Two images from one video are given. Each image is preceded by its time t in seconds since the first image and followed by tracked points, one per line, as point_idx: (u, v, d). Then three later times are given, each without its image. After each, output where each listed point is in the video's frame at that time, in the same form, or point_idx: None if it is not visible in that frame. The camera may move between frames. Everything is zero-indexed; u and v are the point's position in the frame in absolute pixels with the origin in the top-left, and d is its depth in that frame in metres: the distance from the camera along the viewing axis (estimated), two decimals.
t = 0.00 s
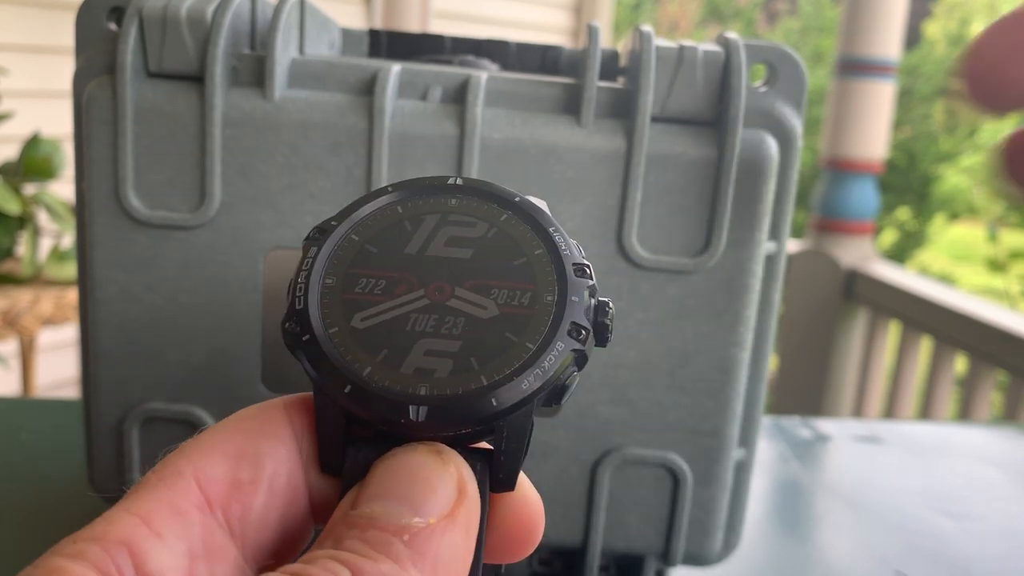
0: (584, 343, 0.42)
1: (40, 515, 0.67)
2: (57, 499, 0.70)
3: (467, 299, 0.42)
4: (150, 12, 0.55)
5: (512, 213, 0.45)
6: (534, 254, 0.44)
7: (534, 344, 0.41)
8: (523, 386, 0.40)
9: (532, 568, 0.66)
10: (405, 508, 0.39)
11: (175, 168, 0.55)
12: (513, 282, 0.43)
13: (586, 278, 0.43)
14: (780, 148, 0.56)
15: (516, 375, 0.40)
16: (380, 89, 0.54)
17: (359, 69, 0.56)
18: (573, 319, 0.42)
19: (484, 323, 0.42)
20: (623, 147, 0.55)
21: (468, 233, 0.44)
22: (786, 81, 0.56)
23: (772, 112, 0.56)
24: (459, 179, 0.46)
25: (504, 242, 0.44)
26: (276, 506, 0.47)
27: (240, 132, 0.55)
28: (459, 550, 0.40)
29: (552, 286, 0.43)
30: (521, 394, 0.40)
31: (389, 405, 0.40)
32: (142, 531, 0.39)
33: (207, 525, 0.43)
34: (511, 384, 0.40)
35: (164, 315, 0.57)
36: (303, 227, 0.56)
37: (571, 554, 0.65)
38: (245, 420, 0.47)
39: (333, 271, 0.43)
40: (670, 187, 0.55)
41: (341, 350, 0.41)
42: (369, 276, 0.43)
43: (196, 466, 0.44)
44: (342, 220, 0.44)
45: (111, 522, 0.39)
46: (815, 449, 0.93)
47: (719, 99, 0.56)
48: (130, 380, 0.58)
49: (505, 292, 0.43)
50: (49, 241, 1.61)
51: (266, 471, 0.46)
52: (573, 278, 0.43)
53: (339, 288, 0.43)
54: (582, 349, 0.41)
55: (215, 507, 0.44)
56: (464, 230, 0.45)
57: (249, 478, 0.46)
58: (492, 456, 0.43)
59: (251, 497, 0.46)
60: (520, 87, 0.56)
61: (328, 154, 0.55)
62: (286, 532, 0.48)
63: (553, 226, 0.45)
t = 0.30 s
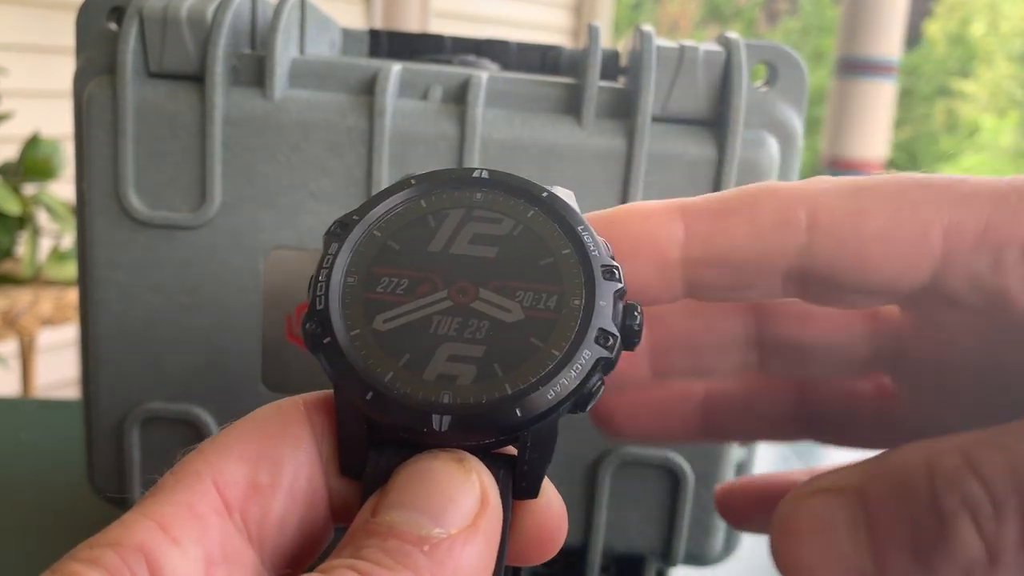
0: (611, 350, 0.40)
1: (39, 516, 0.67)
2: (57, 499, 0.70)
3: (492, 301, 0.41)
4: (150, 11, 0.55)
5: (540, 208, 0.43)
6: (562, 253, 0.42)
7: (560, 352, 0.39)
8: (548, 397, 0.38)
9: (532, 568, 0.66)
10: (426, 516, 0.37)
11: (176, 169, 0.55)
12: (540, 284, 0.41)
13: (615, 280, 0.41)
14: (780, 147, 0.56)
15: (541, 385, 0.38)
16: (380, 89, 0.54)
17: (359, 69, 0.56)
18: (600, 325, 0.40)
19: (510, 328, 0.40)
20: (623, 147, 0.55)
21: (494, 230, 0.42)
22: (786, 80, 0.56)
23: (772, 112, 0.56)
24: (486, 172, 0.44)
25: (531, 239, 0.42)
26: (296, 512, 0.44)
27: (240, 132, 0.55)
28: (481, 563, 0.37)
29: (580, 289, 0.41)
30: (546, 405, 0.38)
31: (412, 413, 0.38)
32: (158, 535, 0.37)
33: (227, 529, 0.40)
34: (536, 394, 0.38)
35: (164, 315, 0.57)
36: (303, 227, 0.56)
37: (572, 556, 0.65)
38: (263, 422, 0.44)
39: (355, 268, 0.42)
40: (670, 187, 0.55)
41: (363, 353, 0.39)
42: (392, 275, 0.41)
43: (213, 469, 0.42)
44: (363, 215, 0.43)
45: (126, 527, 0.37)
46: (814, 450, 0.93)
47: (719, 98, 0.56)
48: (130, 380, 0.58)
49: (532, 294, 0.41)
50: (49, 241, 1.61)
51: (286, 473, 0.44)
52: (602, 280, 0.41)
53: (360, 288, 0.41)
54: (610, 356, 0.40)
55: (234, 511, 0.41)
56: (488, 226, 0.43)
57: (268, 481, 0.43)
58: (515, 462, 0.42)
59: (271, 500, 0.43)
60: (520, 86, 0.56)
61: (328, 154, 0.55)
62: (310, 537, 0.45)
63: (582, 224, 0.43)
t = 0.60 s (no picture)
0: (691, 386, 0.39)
1: (39, 516, 0.67)
2: (57, 500, 0.69)
3: (566, 323, 0.40)
4: (150, 11, 0.55)
5: (623, 226, 0.42)
6: (643, 276, 0.41)
7: (636, 386, 0.39)
8: (622, 434, 0.38)
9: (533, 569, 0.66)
10: (493, 548, 0.35)
11: (176, 169, 0.55)
12: (618, 309, 0.40)
13: (699, 310, 0.40)
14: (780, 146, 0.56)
15: (615, 421, 0.38)
16: (381, 89, 0.54)
17: (359, 69, 0.56)
18: (682, 360, 0.39)
19: (584, 354, 0.39)
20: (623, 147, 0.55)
21: (571, 246, 0.42)
22: (786, 80, 0.56)
23: (773, 112, 0.56)
24: (566, 181, 0.43)
25: (610, 257, 0.41)
26: (353, 528, 0.43)
27: (241, 132, 0.55)
28: None
29: (661, 318, 0.40)
30: (620, 442, 0.38)
31: (480, 438, 0.38)
32: (219, 552, 0.36)
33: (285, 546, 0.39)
34: (610, 430, 0.38)
35: (163, 316, 0.57)
36: (303, 227, 0.56)
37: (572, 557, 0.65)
38: (323, 435, 0.44)
39: (427, 279, 0.41)
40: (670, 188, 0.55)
41: (431, 372, 0.39)
42: (465, 289, 0.41)
43: (274, 483, 0.40)
44: (438, 222, 0.42)
45: (185, 540, 0.35)
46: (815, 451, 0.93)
47: (719, 98, 0.56)
48: (130, 381, 0.58)
49: (609, 320, 0.40)
50: (49, 241, 1.60)
51: (344, 491, 0.43)
52: (686, 310, 0.40)
53: (433, 300, 0.41)
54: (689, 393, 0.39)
55: (293, 527, 0.40)
56: (567, 242, 0.42)
57: (326, 497, 0.42)
58: (581, 495, 0.41)
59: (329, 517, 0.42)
60: (520, 87, 0.56)
61: (328, 155, 0.55)
62: (364, 552, 0.45)
63: (666, 247, 0.41)
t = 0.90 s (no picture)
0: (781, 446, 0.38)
1: (39, 517, 0.67)
2: (57, 501, 0.69)
3: (653, 366, 0.39)
4: (150, 12, 0.55)
5: (718, 264, 0.40)
6: (738, 321, 0.40)
7: (722, 442, 0.38)
8: (706, 492, 0.37)
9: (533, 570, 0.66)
10: None
11: (175, 169, 0.55)
12: (708, 354, 0.39)
13: (795, 363, 0.39)
14: (780, 147, 0.56)
15: (698, 478, 0.37)
16: (380, 89, 0.54)
17: (358, 70, 0.56)
18: (774, 418, 0.38)
19: (671, 401, 0.39)
20: (623, 148, 0.55)
21: (663, 281, 0.40)
22: (785, 81, 0.56)
23: (772, 112, 0.56)
24: (661, 210, 0.41)
25: (703, 297, 0.40)
26: (418, 557, 0.41)
27: (240, 133, 0.55)
28: None
29: (753, 370, 0.39)
30: (702, 500, 0.37)
31: (558, 485, 0.38)
32: None
33: None
34: (693, 487, 0.37)
35: (162, 316, 0.57)
36: (302, 228, 0.56)
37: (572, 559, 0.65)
38: (394, 457, 0.42)
39: (508, 306, 0.41)
40: (670, 188, 0.55)
41: (508, 407, 0.39)
42: (546, 319, 0.40)
43: (340, 506, 0.39)
44: (523, 246, 0.41)
45: (245, 563, 0.34)
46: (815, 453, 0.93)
47: (719, 99, 0.56)
48: (129, 381, 0.58)
49: (698, 366, 0.39)
50: (49, 241, 1.61)
51: (411, 519, 0.41)
52: (781, 362, 0.39)
53: (511, 329, 0.40)
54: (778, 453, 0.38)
55: (354, 554, 0.38)
56: (659, 277, 0.40)
57: (393, 526, 0.40)
58: (656, 544, 0.40)
59: (394, 546, 0.40)
60: (520, 87, 0.56)
61: (327, 155, 0.55)
62: None
63: (764, 292, 0.40)
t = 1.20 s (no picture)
0: (804, 457, 0.38)
1: (39, 516, 0.67)
2: (57, 501, 0.69)
3: (679, 369, 0.39)
4: (149, 11, 0.55)
5: (752, 268, 0.41)
6: (770, 328, 0.40)
7: (746, 450, 0.38)
8: (724, 500, 0.37)
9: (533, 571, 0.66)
10: None
11: (175, 169, 0.55)
12: (737, 360, 0.39)
13: (826, 371, 0.39)
14: (780, 147, 0.56)
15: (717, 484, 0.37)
16: (380, 89, 0.54)
17: (358, 69, 0.56)
18: (800, 428, 0.38)
19: (697, 404, 0.39)
20: (623, 147, 0.55)
21: (693, 283, 0.41)
22: (786, 80, 0.56)
23: (773, 112, 0.56)
24: (698, 210, 0.41)
25: (733, 302, 0.40)
26: (431, 556, 0.41)
27: (240, 132, 0.55)
28: None
29: (780, 379, 0.39)
30: (720, 508, 0.37)
31: (577, 485, 0.38)
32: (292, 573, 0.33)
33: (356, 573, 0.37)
34: (712, 494, 0.37)
35: (162, 315, 0.57)
36: (302, 227, 0.56)
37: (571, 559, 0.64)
38: (410, 454, 0.41)
39: (536, 301, 0.41)
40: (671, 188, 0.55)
41: (528, 401, 0.39)
42: (574, 316, 0.40)
43: (353, 502, 0.38)
44: (555, 242, 0.41)
45: (258, 556, 0.33)
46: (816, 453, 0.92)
47: (719, 99, 0.56)
48: (129, 381, 0.58)
49: (725, 371, 0.39)
50: (49, 241, 1.61)
51: (425, 518, 0.40)
52: (811, 370, 0.39)
53: (538, 325, 0.40)
54: (801, 464, 0.38)
55: (366, 551, 0.38)
56: (692, 279, 0.41)
57: (406, 524, 0.40)
58: (671, 553, 0.39)
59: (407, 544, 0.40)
60: (520, 86, 0.56)
61: (327, 154, 0.55)
62: None
63: (798, 300, 0.40)
